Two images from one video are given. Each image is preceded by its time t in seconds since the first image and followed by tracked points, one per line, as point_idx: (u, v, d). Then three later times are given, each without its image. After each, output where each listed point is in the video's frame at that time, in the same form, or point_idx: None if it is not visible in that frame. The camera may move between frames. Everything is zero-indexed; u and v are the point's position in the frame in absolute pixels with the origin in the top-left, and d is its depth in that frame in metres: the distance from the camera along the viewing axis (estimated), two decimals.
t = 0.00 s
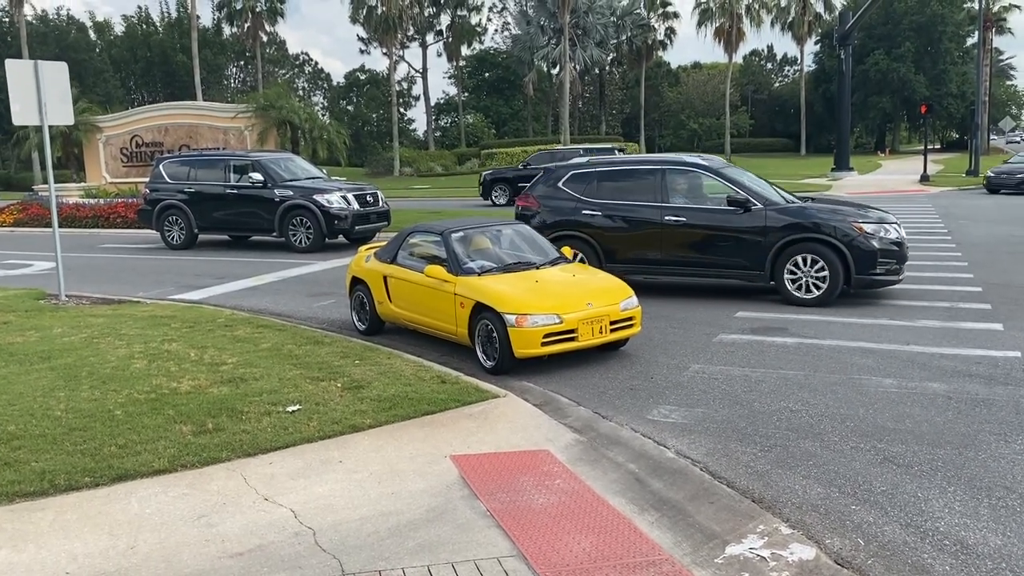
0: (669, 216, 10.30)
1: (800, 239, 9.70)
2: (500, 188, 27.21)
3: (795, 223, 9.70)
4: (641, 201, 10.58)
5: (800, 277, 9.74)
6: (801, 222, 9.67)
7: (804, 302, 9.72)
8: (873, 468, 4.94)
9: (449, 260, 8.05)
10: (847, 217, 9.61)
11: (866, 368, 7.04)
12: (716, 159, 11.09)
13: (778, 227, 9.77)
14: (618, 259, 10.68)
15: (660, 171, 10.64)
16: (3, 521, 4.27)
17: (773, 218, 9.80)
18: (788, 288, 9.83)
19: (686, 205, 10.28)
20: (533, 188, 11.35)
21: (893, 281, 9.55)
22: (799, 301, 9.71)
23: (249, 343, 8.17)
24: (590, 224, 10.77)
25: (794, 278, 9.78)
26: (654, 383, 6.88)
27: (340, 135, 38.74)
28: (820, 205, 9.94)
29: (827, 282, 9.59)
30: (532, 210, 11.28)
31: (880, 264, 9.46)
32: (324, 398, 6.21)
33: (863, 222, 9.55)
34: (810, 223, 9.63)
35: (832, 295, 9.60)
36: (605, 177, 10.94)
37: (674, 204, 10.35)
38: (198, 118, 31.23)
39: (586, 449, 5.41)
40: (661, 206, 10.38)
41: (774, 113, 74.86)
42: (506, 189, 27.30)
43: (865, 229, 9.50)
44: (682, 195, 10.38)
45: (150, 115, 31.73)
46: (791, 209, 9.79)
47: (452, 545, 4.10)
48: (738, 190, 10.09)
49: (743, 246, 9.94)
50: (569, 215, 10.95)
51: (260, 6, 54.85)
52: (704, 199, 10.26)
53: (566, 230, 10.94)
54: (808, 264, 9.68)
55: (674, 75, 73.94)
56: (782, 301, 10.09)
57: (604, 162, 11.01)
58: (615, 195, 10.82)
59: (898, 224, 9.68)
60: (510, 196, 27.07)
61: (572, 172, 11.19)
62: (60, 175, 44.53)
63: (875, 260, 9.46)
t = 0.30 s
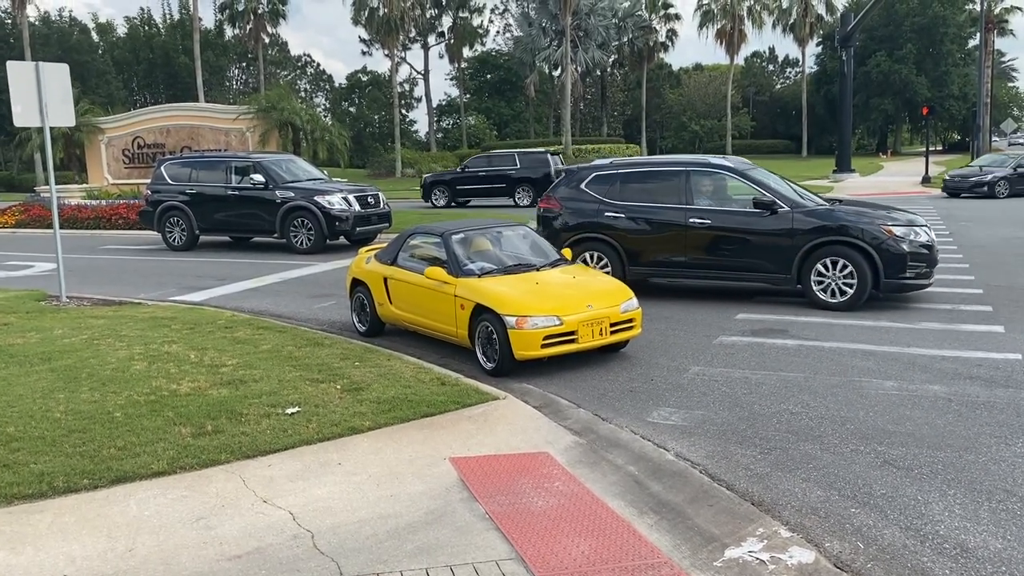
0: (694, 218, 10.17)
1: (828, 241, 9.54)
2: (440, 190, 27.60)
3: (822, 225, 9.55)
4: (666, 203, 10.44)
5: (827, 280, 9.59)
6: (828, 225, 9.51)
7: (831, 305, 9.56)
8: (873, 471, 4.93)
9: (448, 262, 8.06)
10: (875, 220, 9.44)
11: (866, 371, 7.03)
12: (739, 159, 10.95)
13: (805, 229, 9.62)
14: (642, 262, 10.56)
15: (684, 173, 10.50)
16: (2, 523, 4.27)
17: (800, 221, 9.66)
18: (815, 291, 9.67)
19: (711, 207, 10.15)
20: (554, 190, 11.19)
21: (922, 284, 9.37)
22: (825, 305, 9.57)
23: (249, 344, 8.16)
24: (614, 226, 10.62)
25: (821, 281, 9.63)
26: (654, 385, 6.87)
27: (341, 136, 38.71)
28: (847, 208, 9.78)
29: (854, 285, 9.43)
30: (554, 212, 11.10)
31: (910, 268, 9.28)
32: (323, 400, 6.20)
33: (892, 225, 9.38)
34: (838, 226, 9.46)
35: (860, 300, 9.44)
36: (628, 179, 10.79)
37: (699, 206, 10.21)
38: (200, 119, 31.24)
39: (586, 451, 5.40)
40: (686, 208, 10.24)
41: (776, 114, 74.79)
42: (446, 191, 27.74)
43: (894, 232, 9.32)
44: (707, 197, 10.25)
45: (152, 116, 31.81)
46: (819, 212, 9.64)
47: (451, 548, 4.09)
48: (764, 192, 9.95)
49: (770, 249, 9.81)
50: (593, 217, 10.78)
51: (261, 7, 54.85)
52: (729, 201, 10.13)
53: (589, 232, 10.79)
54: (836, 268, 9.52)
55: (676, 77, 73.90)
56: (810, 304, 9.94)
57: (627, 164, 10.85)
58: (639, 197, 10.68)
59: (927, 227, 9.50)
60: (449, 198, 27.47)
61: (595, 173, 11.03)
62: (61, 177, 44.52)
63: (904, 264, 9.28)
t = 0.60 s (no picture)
0: (716, 219, 10.04)
1: (853, 243, 9.37)
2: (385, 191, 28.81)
3: (847, 227, 9.39)
4: (687, 205, 10.32)
5: (851, 283, 9.41)
6: (852, 227, 9.36)
7: (854, 309, 9.39)
8: (877, 473, 4.91)
9: (452, 263, 8.05)
10: (901, 221, 9.27)
11: (871, 372, 7.02)
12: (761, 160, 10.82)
13: (829, 231, 9.46)
14: (663, 264, 10.45)
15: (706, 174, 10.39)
16: (4, 523, 4.28)
17: (824, 222, 9.52)
18: (839, 294, 9.50)
19: (734, 208, 10.03)
20: (574, 191, 11.08)
21: (949, 287, 9.19)
22: (849, 308, 9.40)
23: (253, 346, 8.16)
24: (634, 228, 10.50)
25: (844, 284, 9.46)
26: (657, 387, 6.87)
27: (345, 138, 38.76)
28: (872, 210, 9.63)
29: (878, 288, 9.25)
30: (574, 213, 10.99)
31: (936, 271, 9.10)
32: (326, 401, 6.20)
33: (918, 227, 9.20)
34: (863, 228, 9.31)
35: (884, 303, 9.27)
36: (649, 180, 10.67)
37: (721, 207, 10.10)
38: (204, 121, 31.34)
39: (588, 452, 5.40)
40: (708, 209, 10.12)
41: (780, 115, 74.70)
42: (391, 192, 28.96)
43: (921, 234, 9.14)
44: (730, 198, 10.12)
45: (156, 118, 31.92)
46: (844, 213, 9.48)
47: (453, 550, 4.09)
48: (788, 193, 9.82)
49: (793, 250, 9.66)
50: (613, 218, 10.66)
51: (266, 9, 55.00)
52: (752, 202, 10.00)
53: (609, 234, 10.68)
54: (859, 270, 9.35)
55: (680, 78, 73.85)
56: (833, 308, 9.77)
57: (648, 165, 10.72)
58: (660, 198, 10.56)
59: (954, 229, 9.32)
60: (392, 198, 28.72)
61: (615, 174, 10.91)
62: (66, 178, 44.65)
63: (931, 266, 9.11)
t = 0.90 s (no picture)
0: (735, 220, 9.92)
1: (875, 245, 9.21)
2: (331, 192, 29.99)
3: (870, 228, 9.22)
4: (706, 206, 10.21)
5: (872, 285, 9.27)
6: (874, 228, 9.20)
7: (875, 311, 9.26)
8: (882, 475, 4.90)
9: (456, 264, 8.05)
10: (925, 223, 9.09)
11: (875, 374, 7.00)
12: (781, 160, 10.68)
13: (850, 234, 9.32)
14: (681, 266, 10.35)
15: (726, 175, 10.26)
16: (9, 523, 4.30)
17: (846, 223, 9.36)
18: (860, 296, 9.36)
19: (754, 209, 9.90)
20: (593, 192, 10.97)
21: (974, 290, 8.98)
22: (870, 311, 9.27)
23: (258, 346, 8.18)
24: (651, 229, 10.40)
25: (865, 286, 9.32)
26: (662, 388, 6.86)
27: (350, 138, 38.84)
28: (895, 211, 9.47)
29: (900, 290, 9.09)
30: (592, 214, 10.88)
31: (961, 273, 8.91)
32: (330, 402, 6.21)
33: (942, 228, 9.01)
34: (885, 229, 9.14)
35: (906, 306, 9.12)
36: (667, 181, 10.57)
37: (741, 208, 9.96)
38: (209, 122, 31.46)
39: (592, 454, 5.39)
40: (727, 210, 10.00)
41: (785, 116, 74.60)
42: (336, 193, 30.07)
43: (944, 236, 8.95)
44: (750, 199, 9.99)
45: (161, 119, 32.06)
46: (866, 214, 9.33)
47: (457, 551, 4.09)
48: (809, 194, 9.67)
49: (814, 251, 9.51)
50: (630, 220, 10.55)
51: (271, 10, 55.13)
52: (772, 203, 9.87)
53: (627, 235, 10.59)
54: (880, 273, 9.20)
55: (685, 79, 73.86)
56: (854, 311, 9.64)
57: (668, 165, 10.61)
58: (679, 199, 10.45)
59: (980, 230, 9.11)
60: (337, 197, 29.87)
61: (634, 175, 10.81)
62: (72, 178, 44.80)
63: (955, 269, 8.91)
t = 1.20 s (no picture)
0: (754, 221, 9.79)
1: (896, 247, 9.05)
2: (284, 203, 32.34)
3: (892, 230, 9.06)
4: (726, 207, 10.06)
5: (893, 288, 9.11)
6: (895, 230, 9.04)
7: (896, 314, 9.10)
8: (885, 476, 4.90)
9: (460, 265, 8.07)
10: (947, 225, 8.91)
11: (879, 375, 7.00)
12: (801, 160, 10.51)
13: (871, 235, 9.16)
14: (700, 267, 10.20)
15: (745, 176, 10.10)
16: (15, 523, 4.32)
17: (866, 225, 9.20)
18: (881, 299, 9.21)
19: (774, 210, 9.74)
20: (610, 192, 10.81)
21: (998, 293, 8.79)
22: (889, 314, 9.12)
23: (262, 347, 8.20)
24: (669, 230, 10.25)
25: (886, 289, 9.17)
26: (666, 389, 6.86)
27: (355, 139, 38.86)
28: (916, 212, 9.30)
29: (921, 293, 8.93)
30: (609, 215, 10.72)
31: (983, 276, 8.72)
32: (334, 402, 6.23)
33: (964, 231, 8.83)
34: (907, 231, 8.98)
35: (927, 309, 8.96)
36: (686, 182, 10.42)
37: (761, 210, 9.81)
38: (215, 123, 31.57)
39: (596, 456, 5.39)
40: (746, 211, 9.85)
41: (790, 117, 74.44)
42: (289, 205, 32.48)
43: (967, 238, 8.77)
44: (771, 200, 9.82)
45: (167, 119, 32.16)
46: (886, 215, 9.17)
47: (461, 551, 4.10)
48: (828, 196, 9.52)
49: (834, 254, 9.37)
50: (649, 221, 10.39)
51: (276, 11, 55.27)
52: (793, 204, 9.71)
53: (645, 236, 10.43)
54: (901, 275, 9.05)
55: (689, 79, 73.82)
56: (874, 313, 9.50)
57: (687, 165, 10.45)
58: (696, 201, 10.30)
59: (1003, 232, 8.92)
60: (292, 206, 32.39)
61: (651, 174, 10.65)
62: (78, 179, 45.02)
63: (978, 272, 8.73)
